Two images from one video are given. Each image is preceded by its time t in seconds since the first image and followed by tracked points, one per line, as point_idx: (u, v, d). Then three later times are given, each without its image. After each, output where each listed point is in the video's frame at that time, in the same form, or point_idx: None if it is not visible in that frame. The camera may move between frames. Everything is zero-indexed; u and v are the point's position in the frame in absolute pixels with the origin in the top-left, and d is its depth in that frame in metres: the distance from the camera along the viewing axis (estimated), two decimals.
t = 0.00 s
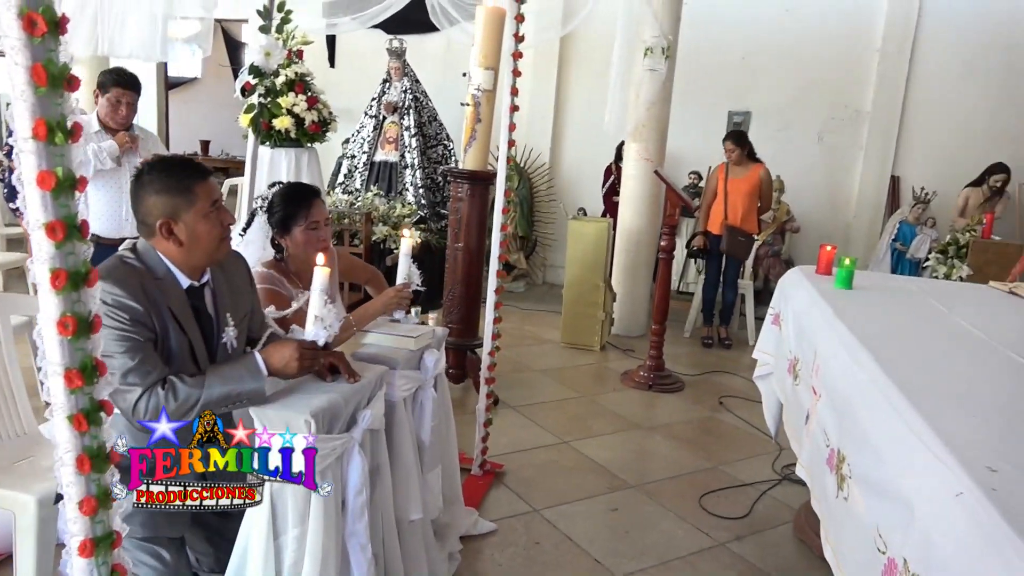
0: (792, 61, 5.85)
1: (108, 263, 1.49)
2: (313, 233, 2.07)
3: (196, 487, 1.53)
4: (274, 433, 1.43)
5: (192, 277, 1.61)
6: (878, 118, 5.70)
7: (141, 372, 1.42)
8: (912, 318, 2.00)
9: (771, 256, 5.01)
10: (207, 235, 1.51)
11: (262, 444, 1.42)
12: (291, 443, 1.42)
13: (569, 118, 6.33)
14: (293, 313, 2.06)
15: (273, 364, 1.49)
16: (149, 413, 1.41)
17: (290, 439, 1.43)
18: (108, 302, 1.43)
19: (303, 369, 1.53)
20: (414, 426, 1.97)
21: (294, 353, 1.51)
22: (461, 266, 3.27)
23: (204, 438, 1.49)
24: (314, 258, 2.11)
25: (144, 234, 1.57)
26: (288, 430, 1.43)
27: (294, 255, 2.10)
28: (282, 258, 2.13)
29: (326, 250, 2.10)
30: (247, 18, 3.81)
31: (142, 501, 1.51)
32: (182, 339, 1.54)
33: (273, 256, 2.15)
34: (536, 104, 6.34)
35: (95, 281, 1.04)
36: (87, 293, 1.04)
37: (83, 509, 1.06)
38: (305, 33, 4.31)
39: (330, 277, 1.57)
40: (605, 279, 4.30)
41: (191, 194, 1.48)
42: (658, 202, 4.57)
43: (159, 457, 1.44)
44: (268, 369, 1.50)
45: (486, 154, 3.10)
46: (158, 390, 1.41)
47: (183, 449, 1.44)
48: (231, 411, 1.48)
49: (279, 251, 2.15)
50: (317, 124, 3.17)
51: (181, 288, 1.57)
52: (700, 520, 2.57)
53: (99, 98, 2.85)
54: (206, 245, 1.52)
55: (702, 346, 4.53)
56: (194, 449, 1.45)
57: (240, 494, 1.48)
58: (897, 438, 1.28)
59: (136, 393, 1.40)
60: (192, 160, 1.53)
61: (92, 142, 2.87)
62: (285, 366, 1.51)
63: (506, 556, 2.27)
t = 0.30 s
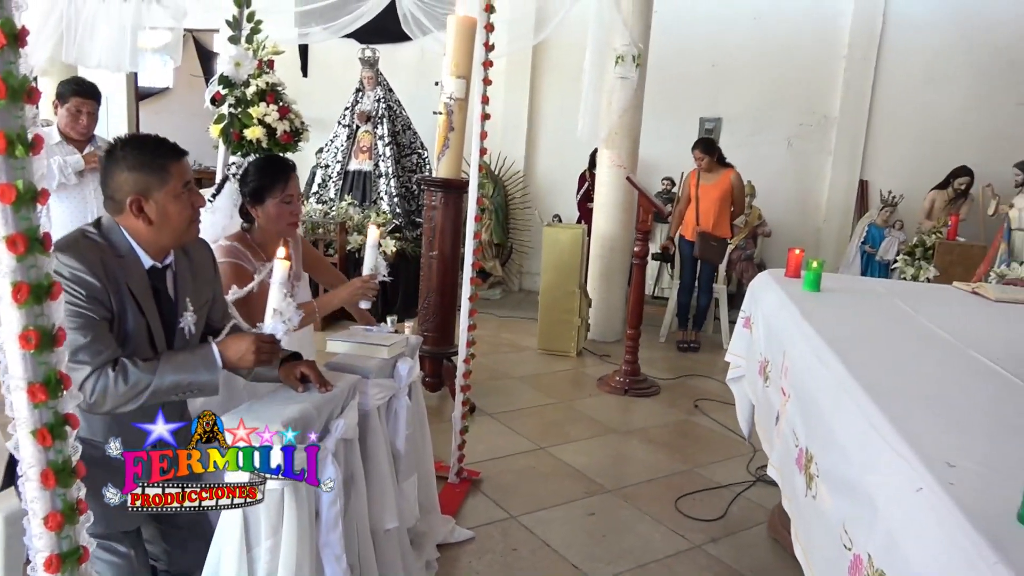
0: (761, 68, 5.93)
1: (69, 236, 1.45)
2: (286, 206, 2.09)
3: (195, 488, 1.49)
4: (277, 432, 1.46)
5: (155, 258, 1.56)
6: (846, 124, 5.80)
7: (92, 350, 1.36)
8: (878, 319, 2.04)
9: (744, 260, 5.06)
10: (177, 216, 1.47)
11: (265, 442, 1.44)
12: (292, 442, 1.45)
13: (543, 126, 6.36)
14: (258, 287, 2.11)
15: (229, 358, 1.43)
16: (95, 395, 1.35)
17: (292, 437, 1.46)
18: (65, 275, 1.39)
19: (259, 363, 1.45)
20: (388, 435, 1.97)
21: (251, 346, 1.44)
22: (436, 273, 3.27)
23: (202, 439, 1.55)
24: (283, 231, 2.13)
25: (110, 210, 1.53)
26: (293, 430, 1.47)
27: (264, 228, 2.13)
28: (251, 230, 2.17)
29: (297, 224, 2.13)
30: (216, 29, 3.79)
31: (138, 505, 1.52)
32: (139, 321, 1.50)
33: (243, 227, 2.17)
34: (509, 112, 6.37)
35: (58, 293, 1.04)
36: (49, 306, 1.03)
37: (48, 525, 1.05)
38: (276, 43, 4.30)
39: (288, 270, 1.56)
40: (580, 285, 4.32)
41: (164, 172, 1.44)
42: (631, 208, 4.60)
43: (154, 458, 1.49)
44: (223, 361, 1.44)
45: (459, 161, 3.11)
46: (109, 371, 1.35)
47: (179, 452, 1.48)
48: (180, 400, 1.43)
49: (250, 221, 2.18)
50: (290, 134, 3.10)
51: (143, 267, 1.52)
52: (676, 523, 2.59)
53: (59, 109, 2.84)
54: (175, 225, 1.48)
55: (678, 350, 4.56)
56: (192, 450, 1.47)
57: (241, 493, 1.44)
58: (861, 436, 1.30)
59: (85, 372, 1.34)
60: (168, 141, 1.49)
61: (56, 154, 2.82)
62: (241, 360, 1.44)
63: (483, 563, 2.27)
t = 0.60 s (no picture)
0: (733, 71, 5.99)
1: (25, 194, 1.42)
2: (251, 187, 2.08)
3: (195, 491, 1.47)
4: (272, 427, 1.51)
5: (114, 221, 1.54)
6: (816, 125, 5.88)
7: (41, 312, 1.32)
8: (846, 317, 2.07)
9: (718, 261, 5.10)
10: (136, 174, 1.46)
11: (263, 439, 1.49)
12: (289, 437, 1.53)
13: (517, 130, 6.38)
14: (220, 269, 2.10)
15: (187, 333, 1.41)
16: (43, 358, 1.31)
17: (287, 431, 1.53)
18: (18, 232, 1.35)
19: (218, 340, 1.43)
20: (363, 441, 1.96)
21: (208, 322, 1.41)
22: (411, 278, 3.27)
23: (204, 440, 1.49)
24: (247, 214, 2.12)
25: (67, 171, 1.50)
26: (288, 425, 1.54)
27: (228, 210, 2.12)
28: (217, 212, 2.17)
29: (261, 207, 2.12)
30: (186, 34, 3.76)
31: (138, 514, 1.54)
32: (95, 285, 1.47)
33: (210, 209, 2.18)
34: (484, 116, 6.38)
35: (21, 303, 1.04)
36: (12, 315, 1.03)
37: (13, 538, 1.04)
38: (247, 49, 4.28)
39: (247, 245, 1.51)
40: (556, 289, 4.33)
41: (121, 129, 1.43)
42: (606, 210, 4.63)
43: (153, 464, 1.52)
44: (180, 338, 1.41)
45: (433, 166, 3.12)
46: (59, 334, 1.32)
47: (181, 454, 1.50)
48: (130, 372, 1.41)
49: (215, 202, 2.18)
50: (262, 139, 3.10)
51: (101, 230, 1.50)
52: (653, 523, 2.61)
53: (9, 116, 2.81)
54: (134, 183, 1.47)
55: (654, 350, 4.59)
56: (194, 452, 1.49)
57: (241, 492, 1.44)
58: (829, 432, 1.32)
59: (34, 333, 1.31)
60: (127, 103, 1.48)
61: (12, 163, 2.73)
62: (200, 336, 1.42)
63: (461, 567, 2.26)
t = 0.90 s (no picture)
0: (687, 74, 6.07)
1: None
2: (189, 177, 2.07)
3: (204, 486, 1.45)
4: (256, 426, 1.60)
5: (58, 199, 1.51)
6: (768, 128, 6.01)
7: None
8: (797, 315, 2.12)
9: (675, 262, 5.18)
10: (83, 149, 1.45)
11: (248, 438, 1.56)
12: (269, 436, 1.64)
13: (476, 133, 6.39)
14: (160, 260, 2.08)
15: (125, 320, 1.41)
16: None
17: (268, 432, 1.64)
18: None
19: (157, 327, 1.44)
20: (320, 447, 1.95)
21: (148, 310, 1.42)
22: (370, 282, 3.25)
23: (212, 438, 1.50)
24: (186, 205, 2.10)
25: (9, 145, 1.47)
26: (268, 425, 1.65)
27: (163, 201, 2.09)
28: (152, 203, 2.14)
29: (200, 197, 2.11)
30: (137, 35, 3.69)
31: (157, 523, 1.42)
32: (34, 260, 1.43)
33: (147, 200, 2.15)
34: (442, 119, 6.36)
35: None
36: None
37: None
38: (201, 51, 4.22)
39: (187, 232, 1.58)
40: (516, 291, 4.34)
41: (72, 105, 1.43)
42: (565, 212, 4.67)
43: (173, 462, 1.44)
44: (118, 325, 1.41)
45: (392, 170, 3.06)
46: None
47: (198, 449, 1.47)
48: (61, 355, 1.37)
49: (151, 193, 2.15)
50: (215, 143, 3.02)
51: (42, 206, 1.46)
52: (614, 522, 2.63)
53: None
54: (81, 159, 1.46)
55: (614, 351, 4.64)
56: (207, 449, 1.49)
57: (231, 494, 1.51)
58: (779, 427, 1.35)
59: None
60: (79, 82, 1.48)
61: None
62: (137, 324, 1.42)
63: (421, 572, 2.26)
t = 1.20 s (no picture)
0: (633, 79, 6.15)
1: None
2: (106, 168, 2.02)
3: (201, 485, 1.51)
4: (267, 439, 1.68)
5: None
6: (711, 132, 6.14)
7: None
8: (738, 314, 2.18)
9: (623, 264, 5.24)
10: None
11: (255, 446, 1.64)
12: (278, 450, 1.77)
13: (424, 136, 6.37)
14: (78, 255, 2.01)
15: (46, 310, 1.41)
16: None
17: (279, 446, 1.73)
18: None
19: (80, 316, 1.44)
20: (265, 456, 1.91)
21: (70, 298, 1.42)
22: (316, 286, 3.20)
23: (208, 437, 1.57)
24: (103, 196, 2.06)
25: None
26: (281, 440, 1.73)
27: (79, 192, 2.04)
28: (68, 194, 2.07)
29: (118, 187, 2.07)
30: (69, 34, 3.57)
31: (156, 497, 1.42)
32: None
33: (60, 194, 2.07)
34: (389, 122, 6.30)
35: None
36: None
37: None
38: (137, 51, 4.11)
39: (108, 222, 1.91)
40: (464, 294, 4.35)
41: None
42: (513, 215, 4.69)
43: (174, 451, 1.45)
44: (39, 315, 1.41)
45: (337, 174, 3.06)
46: None
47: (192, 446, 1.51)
48: None
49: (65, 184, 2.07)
50: (153, 145, 2.94)
51: None
52: (562, 522, 2.65)
53: None
54: None
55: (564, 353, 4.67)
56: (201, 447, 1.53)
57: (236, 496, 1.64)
58: (719, 423, 1.38)
59: None
60: None
61: None
62: (59, 314, 1.42)
63: None
